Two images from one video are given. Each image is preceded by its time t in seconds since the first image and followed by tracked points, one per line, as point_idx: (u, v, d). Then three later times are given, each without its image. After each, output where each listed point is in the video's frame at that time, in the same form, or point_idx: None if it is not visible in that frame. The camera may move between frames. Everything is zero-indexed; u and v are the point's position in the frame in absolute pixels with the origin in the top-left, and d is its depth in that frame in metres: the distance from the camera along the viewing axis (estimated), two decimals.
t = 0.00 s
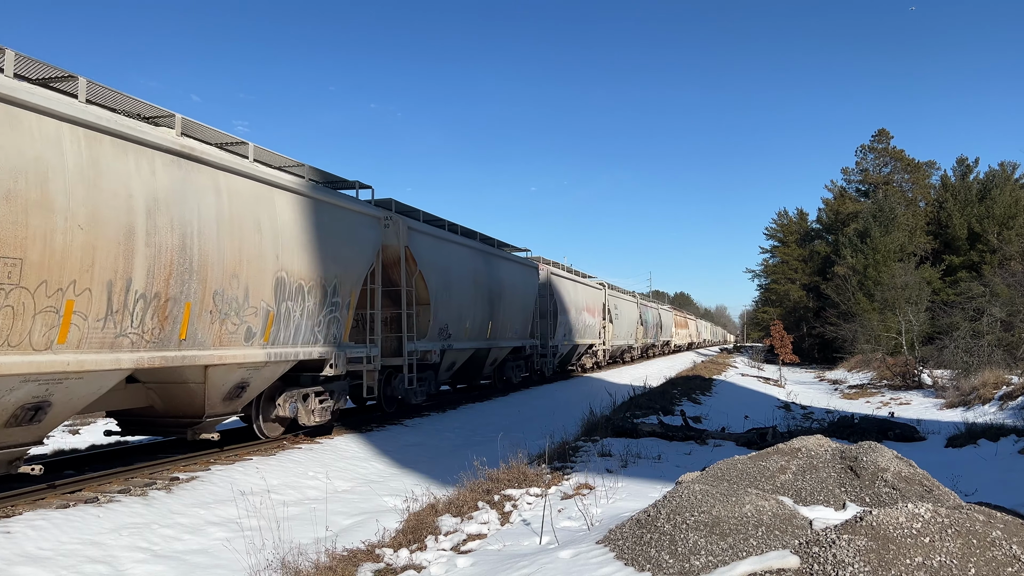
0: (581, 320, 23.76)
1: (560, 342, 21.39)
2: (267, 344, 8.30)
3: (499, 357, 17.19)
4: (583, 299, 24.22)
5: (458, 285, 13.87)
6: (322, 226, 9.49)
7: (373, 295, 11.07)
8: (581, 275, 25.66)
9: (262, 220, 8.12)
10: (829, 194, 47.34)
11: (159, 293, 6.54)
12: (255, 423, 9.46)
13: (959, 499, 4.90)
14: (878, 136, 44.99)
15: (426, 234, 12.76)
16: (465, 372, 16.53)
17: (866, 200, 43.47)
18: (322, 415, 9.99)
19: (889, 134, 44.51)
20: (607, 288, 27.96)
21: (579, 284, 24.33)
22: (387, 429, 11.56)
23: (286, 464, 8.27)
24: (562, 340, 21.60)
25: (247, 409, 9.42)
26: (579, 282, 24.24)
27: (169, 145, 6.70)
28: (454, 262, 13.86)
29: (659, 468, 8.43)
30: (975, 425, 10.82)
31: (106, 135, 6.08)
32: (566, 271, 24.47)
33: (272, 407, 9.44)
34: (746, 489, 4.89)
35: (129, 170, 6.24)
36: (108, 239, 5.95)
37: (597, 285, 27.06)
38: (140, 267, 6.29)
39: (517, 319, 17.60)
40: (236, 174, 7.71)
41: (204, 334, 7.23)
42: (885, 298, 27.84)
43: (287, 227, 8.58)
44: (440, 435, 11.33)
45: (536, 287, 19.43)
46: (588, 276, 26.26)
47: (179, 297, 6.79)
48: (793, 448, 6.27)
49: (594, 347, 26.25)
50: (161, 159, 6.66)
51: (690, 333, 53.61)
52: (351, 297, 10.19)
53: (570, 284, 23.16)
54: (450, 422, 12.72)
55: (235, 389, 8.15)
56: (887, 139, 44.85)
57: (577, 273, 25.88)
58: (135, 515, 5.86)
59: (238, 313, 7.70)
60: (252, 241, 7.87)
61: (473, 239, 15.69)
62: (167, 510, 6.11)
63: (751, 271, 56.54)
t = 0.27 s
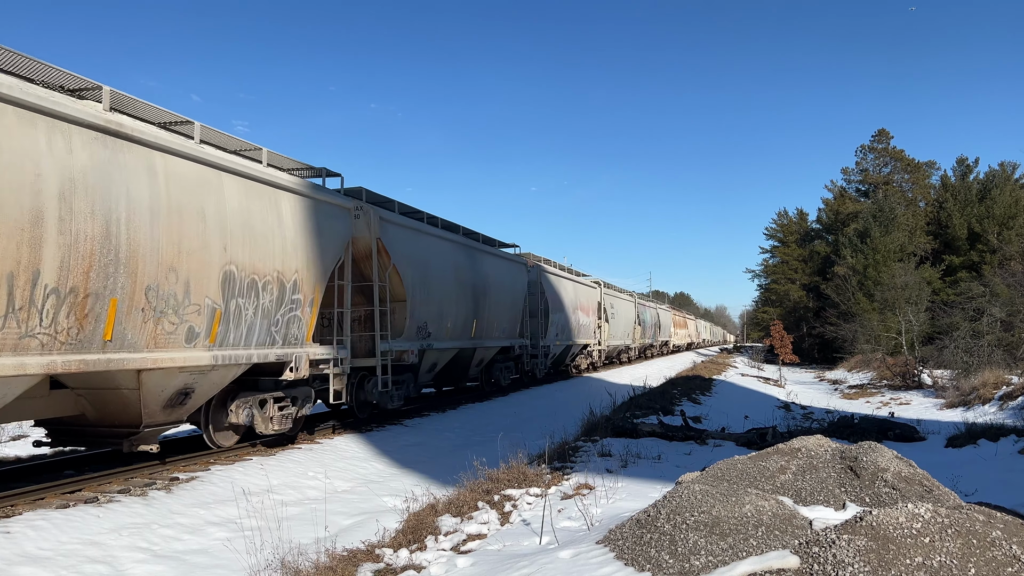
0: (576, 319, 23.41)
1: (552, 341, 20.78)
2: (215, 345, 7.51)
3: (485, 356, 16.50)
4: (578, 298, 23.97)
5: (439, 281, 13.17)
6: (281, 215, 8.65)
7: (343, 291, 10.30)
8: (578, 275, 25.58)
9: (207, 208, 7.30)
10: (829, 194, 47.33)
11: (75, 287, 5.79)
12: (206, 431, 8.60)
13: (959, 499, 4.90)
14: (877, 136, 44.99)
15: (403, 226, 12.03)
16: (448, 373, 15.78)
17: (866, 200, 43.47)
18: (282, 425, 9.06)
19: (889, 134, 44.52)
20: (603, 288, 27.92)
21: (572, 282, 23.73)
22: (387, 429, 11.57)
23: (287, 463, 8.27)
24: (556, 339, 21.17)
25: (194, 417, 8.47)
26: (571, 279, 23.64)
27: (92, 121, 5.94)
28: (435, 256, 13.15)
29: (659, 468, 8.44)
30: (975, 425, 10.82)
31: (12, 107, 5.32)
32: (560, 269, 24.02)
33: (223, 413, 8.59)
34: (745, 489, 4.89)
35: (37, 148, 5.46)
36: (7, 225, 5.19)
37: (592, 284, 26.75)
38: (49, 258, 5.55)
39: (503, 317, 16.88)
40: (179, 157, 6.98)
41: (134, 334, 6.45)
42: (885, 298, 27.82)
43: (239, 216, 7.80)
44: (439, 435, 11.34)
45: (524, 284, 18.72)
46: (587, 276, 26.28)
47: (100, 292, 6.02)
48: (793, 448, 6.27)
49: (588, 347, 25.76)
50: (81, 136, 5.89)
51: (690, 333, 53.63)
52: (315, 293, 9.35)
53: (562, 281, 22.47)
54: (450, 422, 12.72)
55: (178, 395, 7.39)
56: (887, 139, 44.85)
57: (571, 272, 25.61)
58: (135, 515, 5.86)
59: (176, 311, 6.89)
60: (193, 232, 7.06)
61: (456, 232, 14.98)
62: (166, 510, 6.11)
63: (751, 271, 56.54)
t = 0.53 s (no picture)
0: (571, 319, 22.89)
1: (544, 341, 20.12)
2: (147, 347, 6.67)
3: (471, 358, 15.80)
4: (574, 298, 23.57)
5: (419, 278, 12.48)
6: (230, 201, 7.81)
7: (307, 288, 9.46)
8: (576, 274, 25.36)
9: (138, 191, 6.50)
10: (829, 194, 47.33)
11: None
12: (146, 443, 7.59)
13: (959, 499, 4.90)
14: (877, 136, 44.99)
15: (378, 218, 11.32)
16: (431, 375, 15.05)
17: (866, 200, 43.47)
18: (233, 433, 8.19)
19: (889, 134, 44.51)
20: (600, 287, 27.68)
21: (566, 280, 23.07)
22: (387, 429, 11.56)
23: (287, 464, 8.27)
24: (551, 339, 20.72)
25: (133, 424, 7.54)
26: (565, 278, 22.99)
27: None
28: (414, 252, 12.45)
29: (659, 468, 8.44)
30: (975, 425, 10.82)
31: None
32: (554, 267, 23.48)
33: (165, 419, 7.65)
34: (746, 489, 4.89)
35: None
36: None
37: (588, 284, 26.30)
38: None
39: (490, 317, 16.17)
40: (105, 132, 6.20)
41: (48, 334, 5.68)
42: (885, 298, 27.80)
43: (178, 201, 6.99)
44: (439, 435, 11.34)
45: (513, 283, 18.01)
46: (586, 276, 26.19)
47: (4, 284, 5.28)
48: (793, 448, 6.27)
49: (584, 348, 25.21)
50: None
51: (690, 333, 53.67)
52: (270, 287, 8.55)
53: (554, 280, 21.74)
54: (451, 421, 12.72)
55: (106, 402, 6.57)
56: (887, 139, 44.84)
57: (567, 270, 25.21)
58: (135, 515, 5.86)
59: (98, 307, 6.09)
60: (120, 217, 6.25)
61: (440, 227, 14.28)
62: (167, 510, 6.11)
63: (751, 271, 56.51)
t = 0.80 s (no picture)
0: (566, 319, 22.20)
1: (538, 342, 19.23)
2: (61, 348, 5.80)
3: (459, 361, 14.85)
4: (569, 297, 22.92)
5: (398, 275, 11.53)
6: (164, 185, 6.89)
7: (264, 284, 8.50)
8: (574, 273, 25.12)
9: (48, 167, 5.62)
10: (829, 194, 47.30)
11: None
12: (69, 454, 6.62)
13: (959, 499, 4.89)
14: (878, 136, 44.99)
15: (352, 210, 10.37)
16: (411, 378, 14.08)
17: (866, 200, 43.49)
18: (174, 444, 7.22)
19: (889, 134, 44.51)
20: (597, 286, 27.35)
21: (561, 278, 22.24)
22: (387, 429, 11.54)
23: (287, 464, 8.27)
24: (547, 340, 20.07)
25: (53, 434, 6.57)
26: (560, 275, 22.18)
27: None
28: (395, 247, 11.53)
29: (659, 468, 8.43)
30: (975, 425, 10.81)
31: None
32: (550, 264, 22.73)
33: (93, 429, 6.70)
34: (745, 489, 4.89)
35: None
36: None
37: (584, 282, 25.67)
38: None
39: (479, 317, 15.24)
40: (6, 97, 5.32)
41: None
42: (885, 298, 27.70)
43: (99, 181, 6.10)
44: (439, 435, 11.33)
45: (506, 279, 17.09)
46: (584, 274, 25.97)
47: None
48: (793, 448, 6.27)
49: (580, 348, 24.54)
50: None
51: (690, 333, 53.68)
52: (215, 281, 7.53)
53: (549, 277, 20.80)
54: (451, 421, 12.73)
55: (14, 411, 5.74)
56: (887, 139, 44.83)
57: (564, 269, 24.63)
58: (135, 515, 5.86)
59: None
60: (23, 198, 5.40)
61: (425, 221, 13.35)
62: (167, 510, 6.11)
63: (751, 271, 56.50)
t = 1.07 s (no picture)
0: (560, 319, 21.52)
1: (528, 343, 18.47)
2: None
3: (441, 364, 14.05)
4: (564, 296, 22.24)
5: (372, 273, 10.76)
6: (80, 161, 6.06)
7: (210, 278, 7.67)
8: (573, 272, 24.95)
9: None
10: (829, 194, 47.26)
11: None
12: None
13: (959, 499, 4.89)
14: (877, 136, 44.99)
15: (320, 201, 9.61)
16: (389, 381, 13.31)
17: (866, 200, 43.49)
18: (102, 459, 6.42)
19: (889, 134, 44.51)
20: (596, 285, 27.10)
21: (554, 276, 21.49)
22: (387, 429, 11.54)
23: (287, 463, 8.27)
24: (540, 341, 19.41)
25: None
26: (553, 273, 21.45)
27: None
28: (369, 242, 10.77)
29: (659, 468, 8.44)
30: (975, 425, 10.81)
31: None
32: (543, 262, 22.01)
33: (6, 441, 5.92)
34: (745, 489, 4.88)
35: None
36: None
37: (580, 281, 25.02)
38: None
39: (462, 317, 14.45)
40: None
41: None
42: (885, 298, 27.61)
43: None
44: (439, 435, 11.33)
45: (493, 278, 16.30)
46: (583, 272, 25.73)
47: None
48: (793, 448, 6.27)
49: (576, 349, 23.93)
50: None
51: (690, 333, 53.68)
52: (146, 273, 6.75)
53: (540, 275, 20.01)
54: (450, 421, 12.73)
55: None
56: (887, 139, 44.84)
57: (559, 268, 24.02)
58: (135, 515, 5.86)
59: None
60: None
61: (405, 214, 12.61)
62: (167, 510, 6.11)
63: (751, 271, 56.50)
